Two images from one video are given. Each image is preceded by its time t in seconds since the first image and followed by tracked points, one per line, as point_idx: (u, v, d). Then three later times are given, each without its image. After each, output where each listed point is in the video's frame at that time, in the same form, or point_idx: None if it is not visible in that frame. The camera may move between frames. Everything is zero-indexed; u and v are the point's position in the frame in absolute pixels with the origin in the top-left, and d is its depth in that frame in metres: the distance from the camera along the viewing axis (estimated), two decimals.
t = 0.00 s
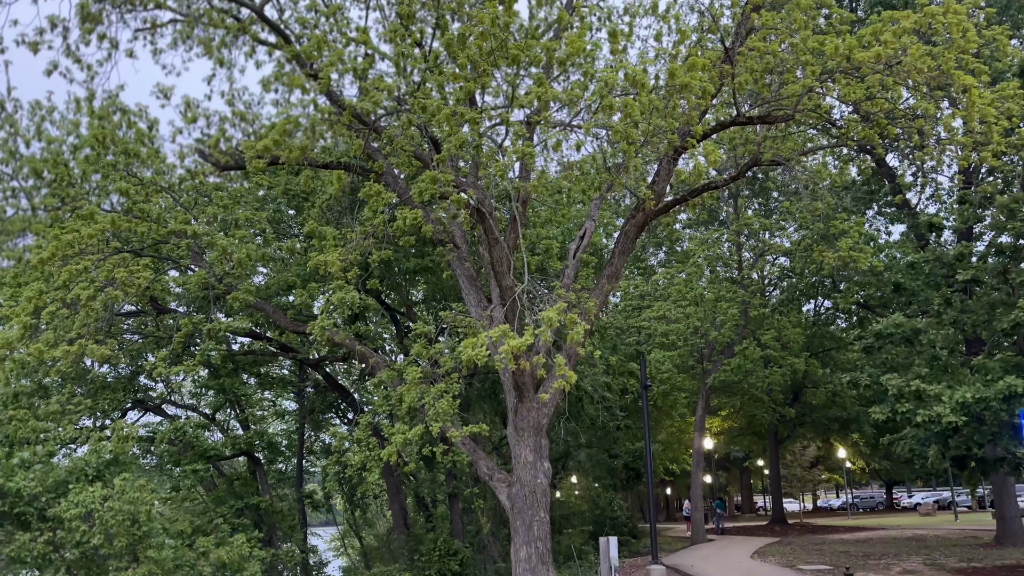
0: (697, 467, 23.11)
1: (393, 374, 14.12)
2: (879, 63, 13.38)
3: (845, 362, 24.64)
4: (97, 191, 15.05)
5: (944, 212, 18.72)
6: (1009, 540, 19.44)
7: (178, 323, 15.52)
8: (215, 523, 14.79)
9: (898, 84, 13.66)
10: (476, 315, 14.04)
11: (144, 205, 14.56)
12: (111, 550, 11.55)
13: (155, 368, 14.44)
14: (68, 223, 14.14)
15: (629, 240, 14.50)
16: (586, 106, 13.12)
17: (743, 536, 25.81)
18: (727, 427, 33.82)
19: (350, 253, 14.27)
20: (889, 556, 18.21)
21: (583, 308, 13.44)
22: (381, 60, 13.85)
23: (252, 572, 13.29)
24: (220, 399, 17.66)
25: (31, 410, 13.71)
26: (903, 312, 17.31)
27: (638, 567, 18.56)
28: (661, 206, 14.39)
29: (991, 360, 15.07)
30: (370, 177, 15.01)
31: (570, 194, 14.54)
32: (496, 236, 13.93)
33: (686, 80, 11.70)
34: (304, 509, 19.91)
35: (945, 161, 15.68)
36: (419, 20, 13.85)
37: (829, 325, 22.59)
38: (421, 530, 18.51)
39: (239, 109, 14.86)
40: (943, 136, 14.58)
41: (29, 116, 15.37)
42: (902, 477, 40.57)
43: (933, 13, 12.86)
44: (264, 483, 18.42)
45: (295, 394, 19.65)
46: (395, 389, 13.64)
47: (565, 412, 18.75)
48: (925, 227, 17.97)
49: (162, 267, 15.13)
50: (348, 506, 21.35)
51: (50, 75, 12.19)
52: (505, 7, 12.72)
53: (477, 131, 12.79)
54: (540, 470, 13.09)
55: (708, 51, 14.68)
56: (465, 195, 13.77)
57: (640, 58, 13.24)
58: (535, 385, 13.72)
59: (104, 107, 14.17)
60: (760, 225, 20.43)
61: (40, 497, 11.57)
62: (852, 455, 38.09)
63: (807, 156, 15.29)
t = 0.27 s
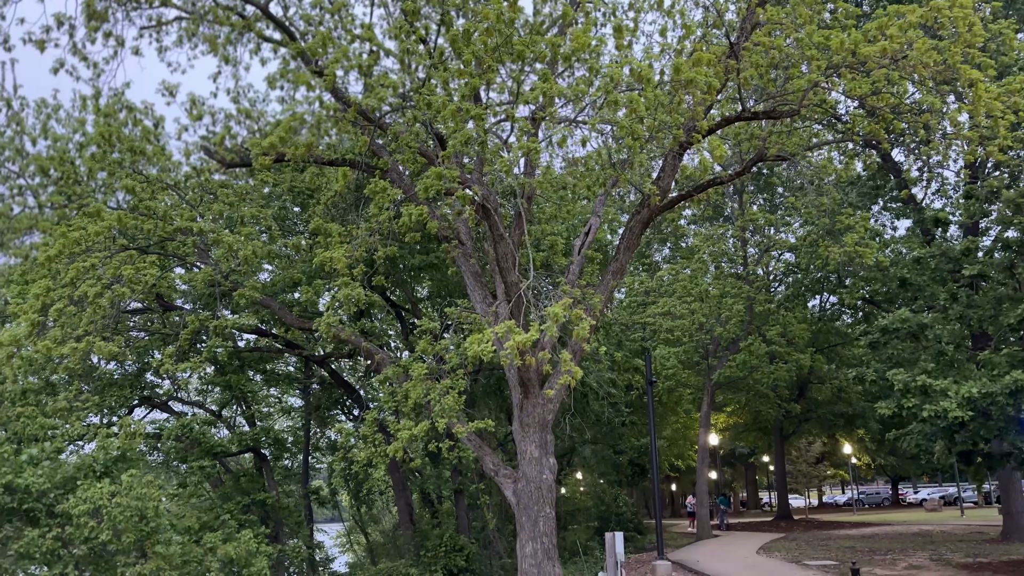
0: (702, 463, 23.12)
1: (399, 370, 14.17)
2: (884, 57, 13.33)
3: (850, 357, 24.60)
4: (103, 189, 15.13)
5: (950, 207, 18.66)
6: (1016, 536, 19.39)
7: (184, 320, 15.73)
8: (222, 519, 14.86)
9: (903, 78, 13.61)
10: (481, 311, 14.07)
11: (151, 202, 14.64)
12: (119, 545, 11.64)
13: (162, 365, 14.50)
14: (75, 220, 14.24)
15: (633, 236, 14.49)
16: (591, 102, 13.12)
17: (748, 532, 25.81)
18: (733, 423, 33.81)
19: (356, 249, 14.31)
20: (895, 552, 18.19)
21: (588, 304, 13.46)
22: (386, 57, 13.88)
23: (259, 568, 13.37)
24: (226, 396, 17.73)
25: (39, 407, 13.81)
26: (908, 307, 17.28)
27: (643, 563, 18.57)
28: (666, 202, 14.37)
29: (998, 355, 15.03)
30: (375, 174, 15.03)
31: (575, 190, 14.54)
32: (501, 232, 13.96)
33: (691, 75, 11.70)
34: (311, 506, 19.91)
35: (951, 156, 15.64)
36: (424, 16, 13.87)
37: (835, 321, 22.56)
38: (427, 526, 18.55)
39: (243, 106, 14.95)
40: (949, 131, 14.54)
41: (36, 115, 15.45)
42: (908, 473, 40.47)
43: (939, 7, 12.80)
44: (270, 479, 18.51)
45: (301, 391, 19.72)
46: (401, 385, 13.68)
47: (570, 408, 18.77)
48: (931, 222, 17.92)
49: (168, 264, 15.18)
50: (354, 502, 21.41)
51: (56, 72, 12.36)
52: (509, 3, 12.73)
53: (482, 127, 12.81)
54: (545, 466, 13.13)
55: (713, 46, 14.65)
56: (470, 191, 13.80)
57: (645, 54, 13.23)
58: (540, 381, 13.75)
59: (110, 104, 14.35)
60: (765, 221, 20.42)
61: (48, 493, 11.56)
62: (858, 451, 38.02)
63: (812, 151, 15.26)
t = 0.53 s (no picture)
0: (713, 460, 23.08)
1: (409, 368, 14.20)
2: (896, 51, 13.25)
3: (862, 354, 24.49)
4: (116, 189, 15.23)
5: (963, 201, 18.53)
6: None
7: (196, 319, 15.81)
8: (235, 516, 14.94)
9: (915, 73, 13.53)
10: (492, 309, 14.09)
11: (163, 202, 14.75)
12: (133, 543, 11.74)
13: (175, 363, 14.59)
14: (88, 221, 14.36)
15: (644, 232, 14.47)
16: (601, 99, 13.11)
17: (760, 529, 25.74)
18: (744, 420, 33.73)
19: (366, 248, 14.36)
20: (909, 548, 18.10)
21: (599, 301, 13.46)
22: (396, 55, 13.92)
23: (272, 565, 13.43)
24: (239, 394, 17.81)
25: (54, 406, 13.92)
26: (921, 303, 17.19)
27: (655, 560, 18.53)
28: (677, 198, 14.34)
29: (1011, 350, 14.94)
30: (385, 172, 15.07)
31: (585, 187, 14.53)
32: (511, 230, 13.98)
33: (701, 71, 11.68)
34: (322, 503, 19.96)
35: (964, 150, 15.54)
36: (433, 14, 13.89)
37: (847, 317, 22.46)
38: (439, 523, 18.60)
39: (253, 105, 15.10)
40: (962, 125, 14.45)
41: (48, 116, 15.58)
42: (921, 470, 40.25)
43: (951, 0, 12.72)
44: (283, 477, 18.62)
45: (312, 389, 19.79)
46: (412, 383, 13.72)
47: (581, 405, 18.79)
48: (943, 217, 17.81)
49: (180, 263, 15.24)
50: (366, 499, 21.47)
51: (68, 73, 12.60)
52: None
53: (491, 125, 12.82)
54: (556, 463, 13.14)
55: (723, 42, 14.60)
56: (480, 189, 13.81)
57: (655, 50, 13.21)
58: (551, 378, 13.76)
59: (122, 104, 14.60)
60: (776, 217, 20.35)
61: (64, 490, 11.67)
62: (870, 448, 37.84)
63: (823, 146, 15.21)
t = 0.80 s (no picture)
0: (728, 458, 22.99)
1: (423, 366, 14.25)
2: (910, 47, 13.18)
3: (877, 351, 24.35)
4: (131, 190, 15.35)
5: (979, 197, 18.39)
6: None
7: (212, 319, 15.92)
8: (250, 514, 15.04)
9: (930, 68, 13.45)
10: (504, 307, 14.11)
11: (178, 202, 14.87)
12: (151, 541, 11.84)
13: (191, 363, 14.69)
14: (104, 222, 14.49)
15: (656, 230, 14.44)
16: (613, 96, 13.11)
17: (774, 528, 25.63)
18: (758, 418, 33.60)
19: (380, 247, 14.42)
20: (925, 547, 17.98)
21: (611, 299, 13.46)
22: (408, 55, 13.97)
23: (288, 563, 13.50)
24: (253, 394, 17.92)
25: (72, 405, 14.05)
26: (936, 299, 17.08)
27: (669, 558, 18.48)
28: (689, 196, 14.31)
29: None
30: (398, 172, 15.11)
31: (597, 185, 14.52)
32: (524, 228, 14.01)
33: (714, 67, 11.66)
34: (337, 502, 20.05)
35: (979, 145, 15.43)
36: (445, 14, 13.93)
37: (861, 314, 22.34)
38: (452, 522, 18.65)
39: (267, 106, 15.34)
40: (977, 120, 14.35)
41: (64, 118, 15.75)
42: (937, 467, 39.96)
43: None
44: (297, 476, 18.77)
45: (326, 388, 19.89)
46: (425, 382, 13.77)
47: (594, 404, 18.80)
48: (959, 213, 17.69)
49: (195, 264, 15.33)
50: (380, 498, 21.54)
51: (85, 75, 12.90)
52: None
53: (504, 123, 12.84)
54: (570, 461, 13.15)
55: (736, 39, 14.56)
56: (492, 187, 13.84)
57: (667, 47, 13.20)
58: (564, 377, 13.77)
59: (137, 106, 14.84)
60: (789, 213, 20.27)
61: (82, 489, 11.89)
62: (886, 445, 37.61)
63: (836, 143, 15.14)
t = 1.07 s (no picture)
0: (744, 456, 22.87)
1: (438, 366, 14.28)
2: (927, 41, 13.07)
3: (895, 348, 24.15)
4: (149, 192, 15.46)
5: (998, 192, 18.19)
6: None
7: (229, 320, 16.09)
8: (268, 513, 15.14)
9: (948, 62, 13.32)
10: (520, 306, 14.11)
11: (196, 204, 15.00)
12: (171, 539, 11.96)
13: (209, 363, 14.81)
14: (123, 223, 14.63)
15: (672, 228, 14.39)
16: (627, 94, 13.08)
17: (792, 526, 25.49)
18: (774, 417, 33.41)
19: (395, 247, 14.47)
20: (946, 545, 17.80)
21: (627, 297, 13.42)
22: (422, 55, 14.02)
23: (306, 561, 13.55)
24: (271, 393, 18.03)
25: (92, 406, 14.15)
26: (955, 296, 16.92)
27: (686, 557, 18.40)
28: (705, 193, 14.24)
29: None
30: (413, 171, 15.14)
31: (612, 184, 14.49)
32: (539, 227, 14.09)
33: (729, 64, 11.62)
34: (354, 501, 20.10)
35: (998, 139, 15.26)
36: (459, 13, 13.95)
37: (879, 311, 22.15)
38: (469, 520, 18.69)
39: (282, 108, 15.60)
40: (996, 114, 14.21)
41: (83, 122, 15.92)
42: (957, 465, 39.58)
43: None
44: (315, 475, 18.88)
45: (342, 388, 19.99)
46: (441, 381, 13.80)
47: (610, 402, 18.78)
48: (978, 208, 17.51)
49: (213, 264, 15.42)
50: (396, 497, 21.60)
51: (104, 78, 13.29)
52: None
53: (518, 122, 12.83)
54: (586, 460, 13.15)
55: (751, 35, 14.48)
56: (507, 186, 13.88)
57: (682, 44, 13.15)
58: (579, 375, 13.76)
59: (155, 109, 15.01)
60: (805, 210, 20.16)
61: (102, 489, 12.08)
62: (905, 444, 37.28)
63: (853, 138, 15.04)
